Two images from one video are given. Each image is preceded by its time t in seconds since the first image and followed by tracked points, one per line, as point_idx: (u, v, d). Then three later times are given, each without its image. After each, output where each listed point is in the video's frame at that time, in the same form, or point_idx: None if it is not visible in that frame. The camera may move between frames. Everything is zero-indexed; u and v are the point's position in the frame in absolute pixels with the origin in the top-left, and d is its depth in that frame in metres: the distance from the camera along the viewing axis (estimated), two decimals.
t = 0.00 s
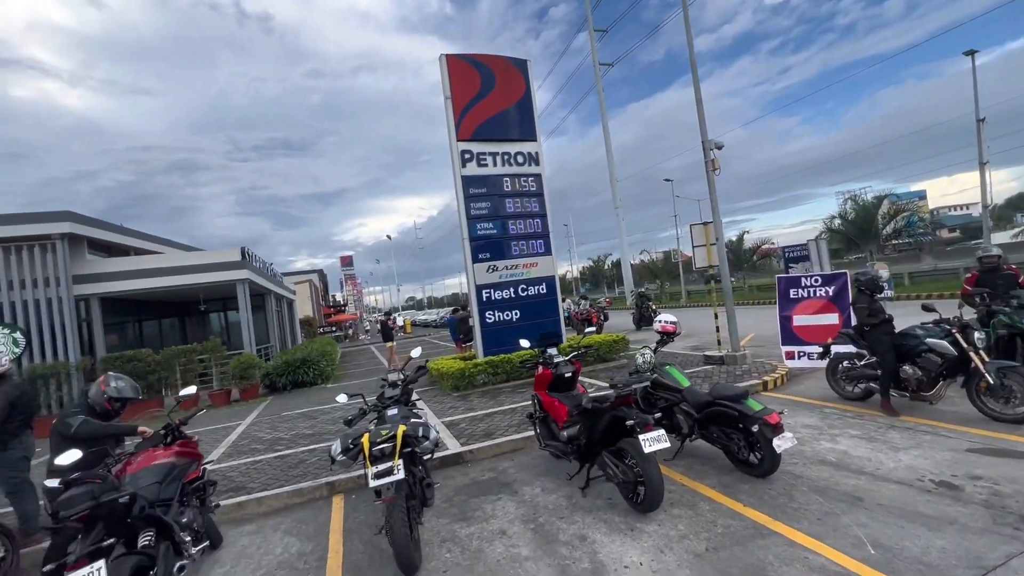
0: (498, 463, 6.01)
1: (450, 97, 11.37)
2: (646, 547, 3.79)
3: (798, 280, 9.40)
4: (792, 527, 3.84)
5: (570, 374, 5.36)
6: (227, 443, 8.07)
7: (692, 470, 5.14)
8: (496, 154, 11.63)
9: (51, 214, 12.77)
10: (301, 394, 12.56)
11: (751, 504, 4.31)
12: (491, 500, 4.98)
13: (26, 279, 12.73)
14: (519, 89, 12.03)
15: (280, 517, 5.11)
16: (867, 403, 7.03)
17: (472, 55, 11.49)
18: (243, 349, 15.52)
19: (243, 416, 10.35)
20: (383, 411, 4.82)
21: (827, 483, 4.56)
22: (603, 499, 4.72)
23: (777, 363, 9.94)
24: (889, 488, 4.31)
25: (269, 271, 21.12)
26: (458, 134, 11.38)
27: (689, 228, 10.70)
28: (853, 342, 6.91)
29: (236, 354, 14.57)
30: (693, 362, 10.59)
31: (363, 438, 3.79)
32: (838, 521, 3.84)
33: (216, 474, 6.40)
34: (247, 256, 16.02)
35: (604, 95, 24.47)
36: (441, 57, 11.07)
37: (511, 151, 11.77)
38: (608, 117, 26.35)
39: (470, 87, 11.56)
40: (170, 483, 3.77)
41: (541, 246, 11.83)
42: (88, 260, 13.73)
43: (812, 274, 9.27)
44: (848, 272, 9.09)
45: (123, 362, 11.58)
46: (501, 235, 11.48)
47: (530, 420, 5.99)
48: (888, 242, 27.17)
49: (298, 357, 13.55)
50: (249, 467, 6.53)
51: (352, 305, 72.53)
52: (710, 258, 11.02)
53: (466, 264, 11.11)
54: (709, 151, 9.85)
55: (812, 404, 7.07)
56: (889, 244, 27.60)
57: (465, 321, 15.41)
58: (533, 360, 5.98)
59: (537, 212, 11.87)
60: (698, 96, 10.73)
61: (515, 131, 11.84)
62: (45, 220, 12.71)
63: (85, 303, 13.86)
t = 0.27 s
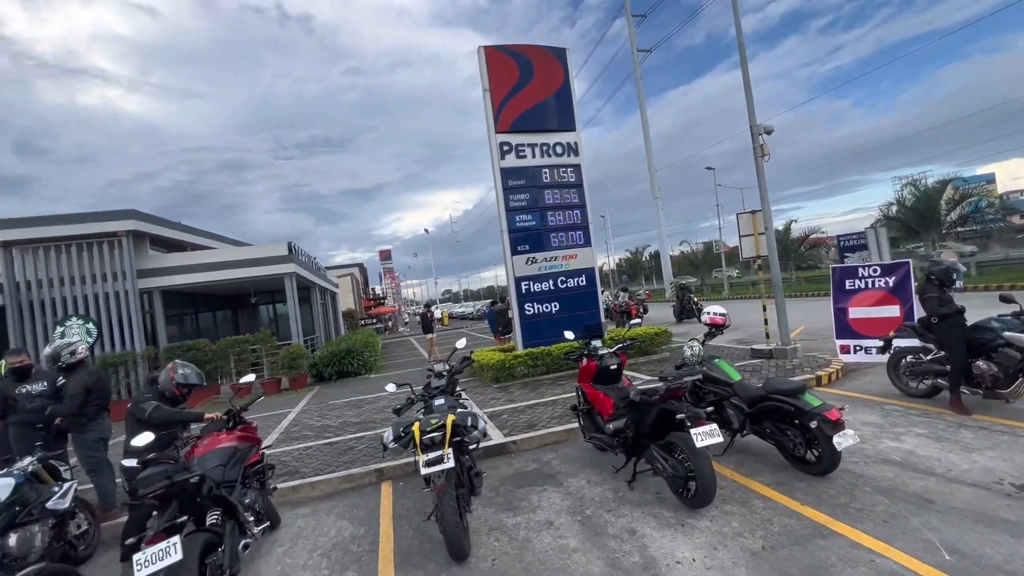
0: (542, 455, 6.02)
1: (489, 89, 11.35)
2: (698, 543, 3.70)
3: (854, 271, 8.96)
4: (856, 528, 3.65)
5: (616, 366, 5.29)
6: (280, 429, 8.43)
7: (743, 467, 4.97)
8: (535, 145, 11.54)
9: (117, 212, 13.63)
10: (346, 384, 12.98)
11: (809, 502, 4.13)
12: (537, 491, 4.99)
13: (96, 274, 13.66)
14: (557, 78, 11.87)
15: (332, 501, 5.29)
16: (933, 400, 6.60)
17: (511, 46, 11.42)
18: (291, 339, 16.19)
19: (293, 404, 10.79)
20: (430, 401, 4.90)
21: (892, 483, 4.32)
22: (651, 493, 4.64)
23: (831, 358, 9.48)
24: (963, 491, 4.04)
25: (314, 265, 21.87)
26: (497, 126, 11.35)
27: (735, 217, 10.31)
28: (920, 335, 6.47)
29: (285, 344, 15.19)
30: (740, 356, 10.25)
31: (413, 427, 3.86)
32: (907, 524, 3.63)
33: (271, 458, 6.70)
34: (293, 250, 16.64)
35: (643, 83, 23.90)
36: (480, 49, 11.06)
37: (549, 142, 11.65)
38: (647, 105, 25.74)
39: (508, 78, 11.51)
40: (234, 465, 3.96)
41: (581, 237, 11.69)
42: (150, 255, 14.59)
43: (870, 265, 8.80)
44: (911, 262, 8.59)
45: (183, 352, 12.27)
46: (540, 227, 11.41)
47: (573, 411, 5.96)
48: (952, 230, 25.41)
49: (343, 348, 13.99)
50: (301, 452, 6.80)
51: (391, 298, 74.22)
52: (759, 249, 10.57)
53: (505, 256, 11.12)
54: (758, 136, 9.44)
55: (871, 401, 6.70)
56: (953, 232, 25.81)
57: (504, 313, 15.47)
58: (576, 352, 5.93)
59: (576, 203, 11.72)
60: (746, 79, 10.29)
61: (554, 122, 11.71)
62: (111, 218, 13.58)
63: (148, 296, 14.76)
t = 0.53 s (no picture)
0: (583, 448, 5.98)
1: (524, 81, 11.27)
2: (750, 541, 3.59)
3: (913, 260, 8.43)
4: (924, 531, 3.46)
5: (660, 359, 5.19)
6: (326, 418, 8.72)
7: (796, 464, 4.79)
8: (571, 136, 11.40)
9: (171, 211, 14.36)
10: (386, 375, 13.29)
11: (869, 502, 3.94)
12: (580, 483, 4.97)
13: (154, 269, 14.46)
14: (593, 67, 11.67)
15: (379, 489, 5.43)
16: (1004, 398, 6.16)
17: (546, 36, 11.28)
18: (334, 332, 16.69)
19: (337, 394, 11.14)
20: (473, 392, 4.94)
21: (962, 485, 4.07)
22: (698, 488, 4.54)
23: (887, 352, 9.00)
24: None
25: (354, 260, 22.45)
26: (533, 118, 11.27)
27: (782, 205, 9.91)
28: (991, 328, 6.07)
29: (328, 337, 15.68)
30: (787, 350, 9.86)
31: (459, 417, 3.91)
32: (980, 528, 3.41)
33: (319, 446, 6.94)
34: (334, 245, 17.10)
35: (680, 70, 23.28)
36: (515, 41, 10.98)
37: (586, 132, 11.48)
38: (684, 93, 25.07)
39: (544, 69, 11.39)
40: (288, 452, 4.11)
41: (619, 228, 11.50)
42: (202, 251, 15.31)
43: (932, 253, 8.26)
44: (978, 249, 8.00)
45: (234, 343, 12.86)
46: (577, 219, 11.30)
47: (616, 405, 5.88)
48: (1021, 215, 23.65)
49: (383, 340, 14.32)
50: (347, 441, 7.01)
51: (427, 291, 75.73)
52: (808, 238, 10.10)
53: (542, 249, 11.07)
54: (808, 120, 9.00)
55: (934, 398, 6.33)
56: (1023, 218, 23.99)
57: (540, 306, 15.44)
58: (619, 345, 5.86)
59: (613, 194, 11.53)
60: (794, 60, 9.82)
61: (591, 112, 11.53)
62: (167, 216, 14.32)
63: (201, 290, 15.52)
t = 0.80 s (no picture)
0: (625, 441, 5.91)
1: (561, 71, 11.14)
2: (806, 540, 3.46)
3: (980, 249, 7.81)
4: (999, 537, 3.24)
5: (705, 352, 5.05)
6: (368, 408, 8.96)
7: (852, 462, 4.58)
8: (609, 126, 11.20)
9: (220, 208, 15.00)
10: (424, 367, 13.52)
11: (936, 504, 3.72)
12: (622, 477, 4.91)
13: (205, 264, 15.18)
14: (632, 54, 11.40)
15: (422, 477, 5.54)
16: None
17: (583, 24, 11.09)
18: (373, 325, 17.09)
19: (378, 385, 11.42)
20: (514, 383, 4.94)
21: None
22: (747, 485, 4.41)
23: (950, 347, 8.46)
24: None
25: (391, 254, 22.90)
26: (569, 109, 11.14)
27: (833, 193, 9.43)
28: None
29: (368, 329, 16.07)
30: (838, 344, 9.43)
31: (503, 408, 3.93)
32: None
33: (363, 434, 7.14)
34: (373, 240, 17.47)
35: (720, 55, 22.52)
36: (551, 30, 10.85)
37: (624, 122, 11.26)
38: (725, 79, 24.24)
39: (580, 58, 11.21)
40: (337, 439, 4.23)
41: (658, 219, 11.25)
42: (249, 247, 15.96)
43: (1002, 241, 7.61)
44: None
45: (280, 335, 13.36)
46: (615, 210, 11.11)
47: (658, 398, 5.77)
48: None
49: (421, 333, 14.56)
50: (390, 430, 7.17)
51: (461, 285, 76.50)
52: (861, 227, 9.62)
53: (579, 241, 10.96)
54: (863, 102, 8.51)
55: (1005, 396, 5.91)
56: None
57: (576, 299, 15.32)
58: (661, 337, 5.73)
59: (652, 184, 11.27)
60: (847, 38, 9.29)
61: (629, 101, 11.28)
62: (216, 214, 14.98)
63: (248, 284, 16.18)
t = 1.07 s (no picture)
0: (666, 437, 5.80)
1: (599, 60, 10.94)
2: (861, 545, 3.30)
3: None
4: None
5: (751, 348, 4.90)
6: (408, 399, 9.16)
7: (912, 465, 4.33)
8: (648, 115, 10.93)
9: (267, 205, 15.61)
10: (462, 359, 13.69)
11: (1008, 513, 3.47)
12: (664, 473, 4.83)
13: (254, 259, 15.86)
14: (673, 40, 11.06)
15: (462, 467, 5.62)
16: None
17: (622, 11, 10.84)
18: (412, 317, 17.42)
19: (417, 376, 11.66)
20: (553, 376, 4.93)
21: None
22: (796, 486, 4.25)
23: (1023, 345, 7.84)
24: None
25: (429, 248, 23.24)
26: (607, 99, 10.94)
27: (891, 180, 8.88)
28: None
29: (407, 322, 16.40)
30: (895, 341, 8.91)
31: (543, 401, 3.93)
32: None
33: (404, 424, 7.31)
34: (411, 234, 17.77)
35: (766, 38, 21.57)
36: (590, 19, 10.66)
37: (664, 111, 10.96)
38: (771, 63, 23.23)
39: (619, 46, 10.98)
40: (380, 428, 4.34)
41: (699, 211, 10.92)
42: (294, 241, 16.54)
43: None
44: None
45: (324, 327, 13.83)
46: (654, 202, 10.86)
47: (701, 394, 5.63)
48: None
49: (459, 326, 14.74)
50: (430, 421, 7.31)
51: (497, 279, 76.93)
52: (923, 216, 9.03)
53: (618, 233, 10.79)
54: (926, 82, 7.95)
55: None
56: None
57: (614, 293, 15.11)
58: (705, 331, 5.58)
59: (694, 174, 10.94)
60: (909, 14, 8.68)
61: (670, 88, 10.96)
62: (264, 210, 15.61)
63: (294, 278, 16.80)
